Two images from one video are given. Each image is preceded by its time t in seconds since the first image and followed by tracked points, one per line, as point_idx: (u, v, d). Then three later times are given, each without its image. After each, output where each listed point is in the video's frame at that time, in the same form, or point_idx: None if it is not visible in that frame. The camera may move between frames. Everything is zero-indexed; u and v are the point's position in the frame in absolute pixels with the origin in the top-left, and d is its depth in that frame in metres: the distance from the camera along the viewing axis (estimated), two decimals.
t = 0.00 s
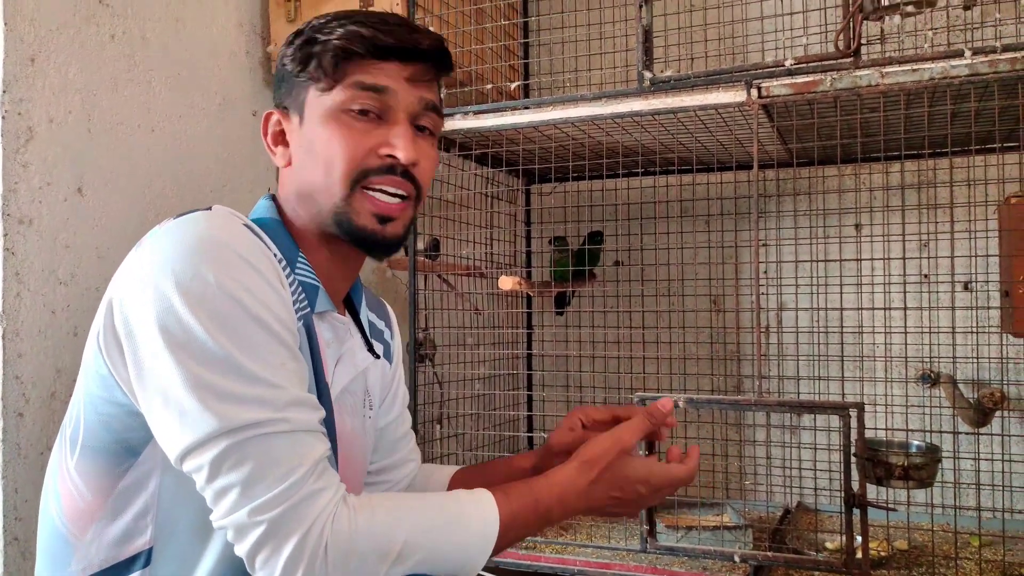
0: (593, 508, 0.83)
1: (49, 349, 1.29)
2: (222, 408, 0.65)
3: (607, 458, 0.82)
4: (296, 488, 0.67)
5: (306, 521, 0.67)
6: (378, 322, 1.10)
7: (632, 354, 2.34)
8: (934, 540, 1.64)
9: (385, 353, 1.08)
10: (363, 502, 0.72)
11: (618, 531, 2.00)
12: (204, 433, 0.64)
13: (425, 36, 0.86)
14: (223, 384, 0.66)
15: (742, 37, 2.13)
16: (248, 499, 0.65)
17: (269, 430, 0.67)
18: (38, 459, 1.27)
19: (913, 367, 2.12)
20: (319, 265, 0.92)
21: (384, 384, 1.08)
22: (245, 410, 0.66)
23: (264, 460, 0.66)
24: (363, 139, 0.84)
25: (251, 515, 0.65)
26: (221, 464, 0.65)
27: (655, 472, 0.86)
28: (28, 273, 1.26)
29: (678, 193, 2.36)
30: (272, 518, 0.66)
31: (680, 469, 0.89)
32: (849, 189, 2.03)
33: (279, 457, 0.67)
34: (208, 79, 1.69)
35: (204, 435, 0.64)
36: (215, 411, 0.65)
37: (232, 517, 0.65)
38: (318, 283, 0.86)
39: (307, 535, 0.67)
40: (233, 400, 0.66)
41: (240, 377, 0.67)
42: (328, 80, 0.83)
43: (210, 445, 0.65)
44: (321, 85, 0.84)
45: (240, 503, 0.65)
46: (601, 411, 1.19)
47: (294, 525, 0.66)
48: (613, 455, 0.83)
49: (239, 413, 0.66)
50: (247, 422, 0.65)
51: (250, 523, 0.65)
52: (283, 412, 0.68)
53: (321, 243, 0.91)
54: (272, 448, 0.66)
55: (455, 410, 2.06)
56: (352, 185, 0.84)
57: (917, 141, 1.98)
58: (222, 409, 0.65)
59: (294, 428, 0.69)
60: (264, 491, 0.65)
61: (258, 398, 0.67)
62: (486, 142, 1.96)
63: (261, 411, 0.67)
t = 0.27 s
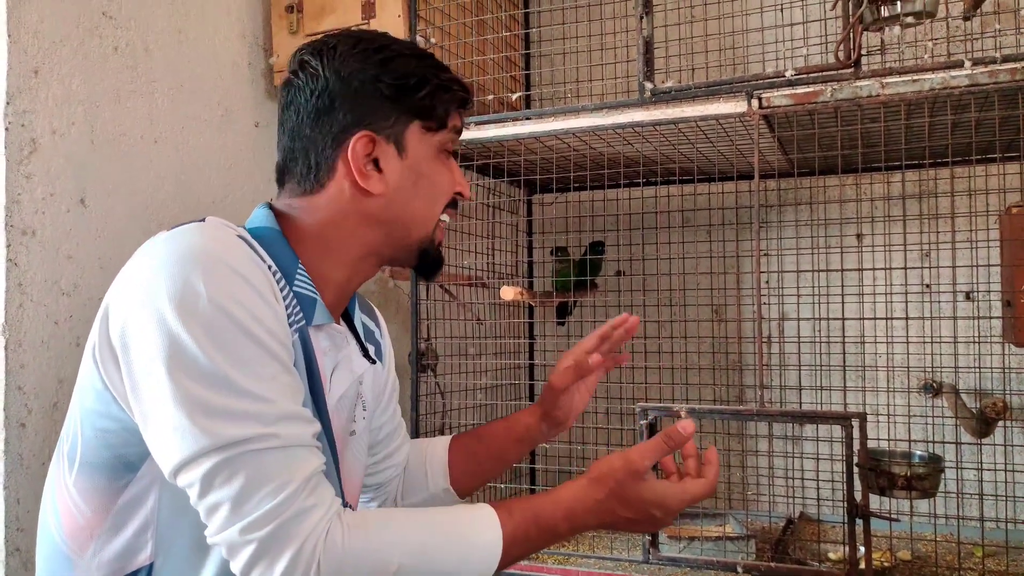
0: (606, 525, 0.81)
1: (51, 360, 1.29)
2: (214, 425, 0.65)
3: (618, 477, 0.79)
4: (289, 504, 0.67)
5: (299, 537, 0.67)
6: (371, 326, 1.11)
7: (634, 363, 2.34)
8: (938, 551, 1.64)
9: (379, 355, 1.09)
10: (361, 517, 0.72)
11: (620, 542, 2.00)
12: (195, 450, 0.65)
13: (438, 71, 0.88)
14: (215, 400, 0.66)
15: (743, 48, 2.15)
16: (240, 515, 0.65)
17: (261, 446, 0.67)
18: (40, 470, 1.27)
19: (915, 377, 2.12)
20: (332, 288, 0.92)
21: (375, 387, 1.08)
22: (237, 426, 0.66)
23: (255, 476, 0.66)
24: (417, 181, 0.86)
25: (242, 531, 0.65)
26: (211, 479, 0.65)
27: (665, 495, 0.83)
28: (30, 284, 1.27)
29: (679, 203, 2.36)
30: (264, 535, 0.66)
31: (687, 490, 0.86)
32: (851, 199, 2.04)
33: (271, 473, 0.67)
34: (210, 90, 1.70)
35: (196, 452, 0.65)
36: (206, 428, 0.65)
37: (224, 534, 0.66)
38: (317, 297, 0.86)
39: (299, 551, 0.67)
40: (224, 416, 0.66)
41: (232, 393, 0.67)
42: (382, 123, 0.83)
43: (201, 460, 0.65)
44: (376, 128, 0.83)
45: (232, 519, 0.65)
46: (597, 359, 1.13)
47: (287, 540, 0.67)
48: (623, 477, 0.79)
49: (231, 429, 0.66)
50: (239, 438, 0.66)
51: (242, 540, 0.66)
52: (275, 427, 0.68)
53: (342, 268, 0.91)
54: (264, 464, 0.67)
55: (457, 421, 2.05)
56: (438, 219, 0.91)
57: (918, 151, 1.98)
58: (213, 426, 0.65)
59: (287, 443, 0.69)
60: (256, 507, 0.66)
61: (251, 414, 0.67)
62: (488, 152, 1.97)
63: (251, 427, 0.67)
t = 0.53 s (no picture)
0: (609, 524, 0.82)
1: (55, 366, 1.30)
2: (225, 431, 0.66)
3: (618, 478, 0.80)
4: (301, 510, 0.67)
5: (312, 542, 0.67)
6: (368, 331, 1.10)
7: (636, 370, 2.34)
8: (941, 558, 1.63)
9: (378, 363, 1.09)
10: (370, 521, 0.72)
11: (623, 548, 2.00)
12: (206, 456, 0.65)
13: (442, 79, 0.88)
14: (225, 406, 0.66)
15: (745, 55, 2.15)
16: (253, 521, 0.65)
17: (272, 451, 0.67)
18: (44, 476, 1.27)
19: (919, 383, 2.12)
20: (332, 293, 0.91)
21: (374, 395, 1.09)
22: (247, 432, 0.66)
23: (267, 482, 0.66)
24: (416, 183, 0.87)
25: (256, 537, 0.65)
26: (224, 486, 0.65)
27: (667, 494, 0.83)
28: (35, 291, 1.27)
29: (681, 209, 2.37)
30: (277, 541, 0.66)
31: (686, 488, 0.86)
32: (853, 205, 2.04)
33: (282, 479, 0.67)
34: (215, 98, 1.71)
35: (207, 458, 0.65)
36: (217, 434, 0.65)
37: (237, 539, 0.66)
38: (319, 304, 0.86)
39: (311, 556, 0.67)
40: (234, 422, 0.66)
41: (242, 398, 0.68)
42: (381, 125, 0.84)
43: (213, 467, 0.65)
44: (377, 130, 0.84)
45: (245, 525, 0.65)
46: (610, 401, 1.09)
47: (300, 546, 0.67)
48: (625, 479, 0.80)
49: (242, 435, 0.66)
50: (250, 444, 0.66)
51: (256, 545, 0.66)
52: (284, 433, 0.69)
53: (341, 271, 0.90)
54: (275, 470, 0.67)
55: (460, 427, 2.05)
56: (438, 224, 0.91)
57: (920, 158, 1.99)
58: (224, 432, 0.66)
59: (297, 449, 0.69)
60: (269, 513, 0.66)
61: (261, 419, 0.67)
62: (491, 159, 1.98)
63: (262, 433, 0.67)
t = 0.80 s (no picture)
0: (607, 524, 0.82)
1: (54, 368, 1.30)
2: (222, 434, 0.66)
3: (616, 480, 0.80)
4: (298, 513, 0.67)
5: (309, 545, 0.67)
6: (362, 332, 1.10)
7: (635, 373, 2.34)
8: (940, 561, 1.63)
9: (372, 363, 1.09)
10: (367, 523, 0.73)
11: (622, 552, 2.00)
12: (203, 459, 0.65)
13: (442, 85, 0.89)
14: (222, 409, 0.67)
15: (745, 60, 2.16)
16: (250, 524, 0.66)
17: (269, 455, 0.67)
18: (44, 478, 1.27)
19: (918, 386, 2.12)
20: (328, 297, 0.91)
21: (369, 396, 1.09)
22: (244, 435, 0.67)
23: (264, 485, 0.66)
24: (417, 195, 0.89)
25: (254, 540, 0.66)
26: (221, 489, 0.66)
27: (664, 495, 0.83)
28: (35, 293, 1.27)
29: (681, 213, 2.37)
30: (275, 544, 0.66)
31: (684, 488, 0.86)
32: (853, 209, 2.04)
33: (279, 482, 0.67)
34: (215, 101, 1.71)
35: (204, 462, 0.65)
36: (214, 437, 0.65)
37: (235, 543, 0.66)
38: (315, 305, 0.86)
39: (309, 559, 0.67)
40: (231, 426, 0.66)
41: (239, 402, 0.68)
42: (390, 135, 0.85)
43: (210, 470, 0.65)
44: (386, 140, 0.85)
45: (243, 529, 0.66)
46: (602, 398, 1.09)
47: (298, 548, 0.67)
48: (622, 480, 0.80)
49: (239, 439, 0.66)
50: (247, 447, 0.66)
51: (254, 549, 0.66)
52: (282, 436, 0.69)
53: (338, 275, 0.90)
54: (273, 473, 0.67)
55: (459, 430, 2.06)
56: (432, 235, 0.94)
57: (919, 162, 1.99)
58: (221, 435, 0.66)
59: (294, 452, 0.69)
60: (266, 516, 0.66)
61: (258, 422, 0.68)
62: (490, 163, 1.98)
63: (259, 436, 0.67)
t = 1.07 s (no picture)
0: (615, 529, 0.82)
1: (61, 372, 1.30)
2: (233, 441, 0.66)
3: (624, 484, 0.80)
4: (308, 519, 0.67)
5: (319, 551, 0.67)
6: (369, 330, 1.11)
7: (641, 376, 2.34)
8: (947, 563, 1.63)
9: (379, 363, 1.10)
10: (376, 530, 0.73)
11: (628, 554, 2.01)
12: (214, 466, 0.65)
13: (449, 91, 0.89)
14: (233, 415, 0.67)
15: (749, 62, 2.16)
16: (260, 531, 0.66)
17: (279, 461, 0.67)
18: (51, 482, 1.28)
19: (924, 388, 2.12)
20: (336, 297, 0.92)
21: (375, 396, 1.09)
22: (255, 441, 0.67)
23: (275, 492, 0.67)
24: (424, 202, 0.89)
25: (264, 547, 0.66)
26: (231, 496, 0.66)
27: (672, 500, 0.84)
28: (42, 298, 1.28)
29: (686, 215, 2.37)
30: (284, 551, 0.66)
31: (693, 494, 0.87)
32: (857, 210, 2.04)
33: (290, 489, 0.67)
34: (221, 105, 1.72)
35: (215, 468, 0.65)
36: (225, 443, 0.66)
37: (245, 549, 0.66)
38: (325, 307, 0.86)
39: (318, 566, 0.67)
40: (242, 432, 0.67)
41: (250, 408, 0.68)
42: (400, 142, 0.85)
43: (221, 477, 0.66)
44: (396, 148, 0.85)
45: (253, 535, 0.66)
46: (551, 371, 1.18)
47: (308, 555, 0.67)
48: (631, 486, 0.80)
49: (250, 445, 0.66)
50: (257, 453, 0.66)
51: (264, 556, 0.66)
52: (292, 442, 0.69)
53: (346, 278, 0.91)
54: (283, 480, 0.67)
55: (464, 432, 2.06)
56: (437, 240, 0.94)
57: (924, 164, 1.99)
58: (232, 442, 0.66)
59: (304, 458, 0.69)
60: (276, 523, 0.66)
61: (268, 428, 0.68)
62: (495, 165, 1.98)
63: (270, 442, 0.67)
